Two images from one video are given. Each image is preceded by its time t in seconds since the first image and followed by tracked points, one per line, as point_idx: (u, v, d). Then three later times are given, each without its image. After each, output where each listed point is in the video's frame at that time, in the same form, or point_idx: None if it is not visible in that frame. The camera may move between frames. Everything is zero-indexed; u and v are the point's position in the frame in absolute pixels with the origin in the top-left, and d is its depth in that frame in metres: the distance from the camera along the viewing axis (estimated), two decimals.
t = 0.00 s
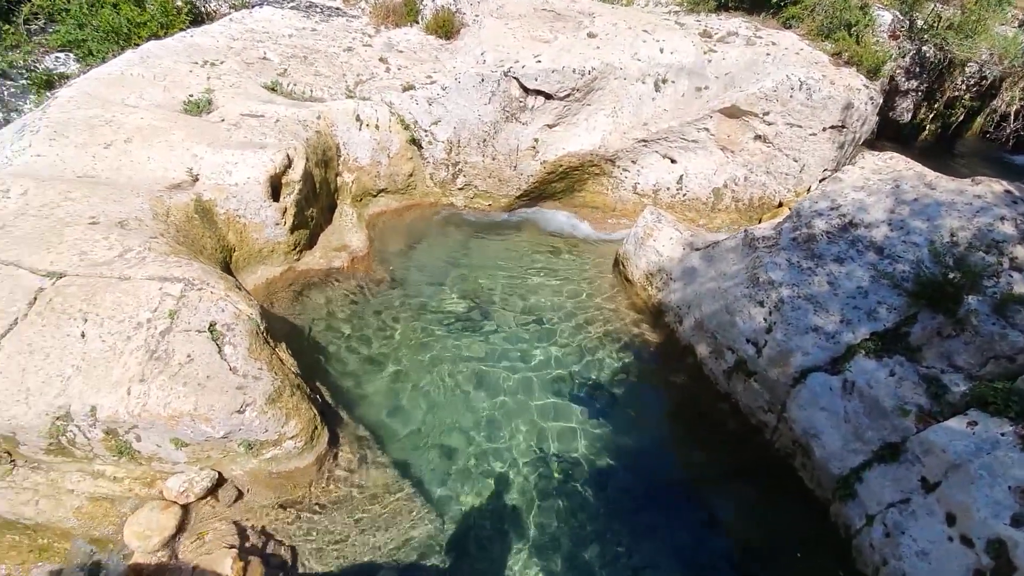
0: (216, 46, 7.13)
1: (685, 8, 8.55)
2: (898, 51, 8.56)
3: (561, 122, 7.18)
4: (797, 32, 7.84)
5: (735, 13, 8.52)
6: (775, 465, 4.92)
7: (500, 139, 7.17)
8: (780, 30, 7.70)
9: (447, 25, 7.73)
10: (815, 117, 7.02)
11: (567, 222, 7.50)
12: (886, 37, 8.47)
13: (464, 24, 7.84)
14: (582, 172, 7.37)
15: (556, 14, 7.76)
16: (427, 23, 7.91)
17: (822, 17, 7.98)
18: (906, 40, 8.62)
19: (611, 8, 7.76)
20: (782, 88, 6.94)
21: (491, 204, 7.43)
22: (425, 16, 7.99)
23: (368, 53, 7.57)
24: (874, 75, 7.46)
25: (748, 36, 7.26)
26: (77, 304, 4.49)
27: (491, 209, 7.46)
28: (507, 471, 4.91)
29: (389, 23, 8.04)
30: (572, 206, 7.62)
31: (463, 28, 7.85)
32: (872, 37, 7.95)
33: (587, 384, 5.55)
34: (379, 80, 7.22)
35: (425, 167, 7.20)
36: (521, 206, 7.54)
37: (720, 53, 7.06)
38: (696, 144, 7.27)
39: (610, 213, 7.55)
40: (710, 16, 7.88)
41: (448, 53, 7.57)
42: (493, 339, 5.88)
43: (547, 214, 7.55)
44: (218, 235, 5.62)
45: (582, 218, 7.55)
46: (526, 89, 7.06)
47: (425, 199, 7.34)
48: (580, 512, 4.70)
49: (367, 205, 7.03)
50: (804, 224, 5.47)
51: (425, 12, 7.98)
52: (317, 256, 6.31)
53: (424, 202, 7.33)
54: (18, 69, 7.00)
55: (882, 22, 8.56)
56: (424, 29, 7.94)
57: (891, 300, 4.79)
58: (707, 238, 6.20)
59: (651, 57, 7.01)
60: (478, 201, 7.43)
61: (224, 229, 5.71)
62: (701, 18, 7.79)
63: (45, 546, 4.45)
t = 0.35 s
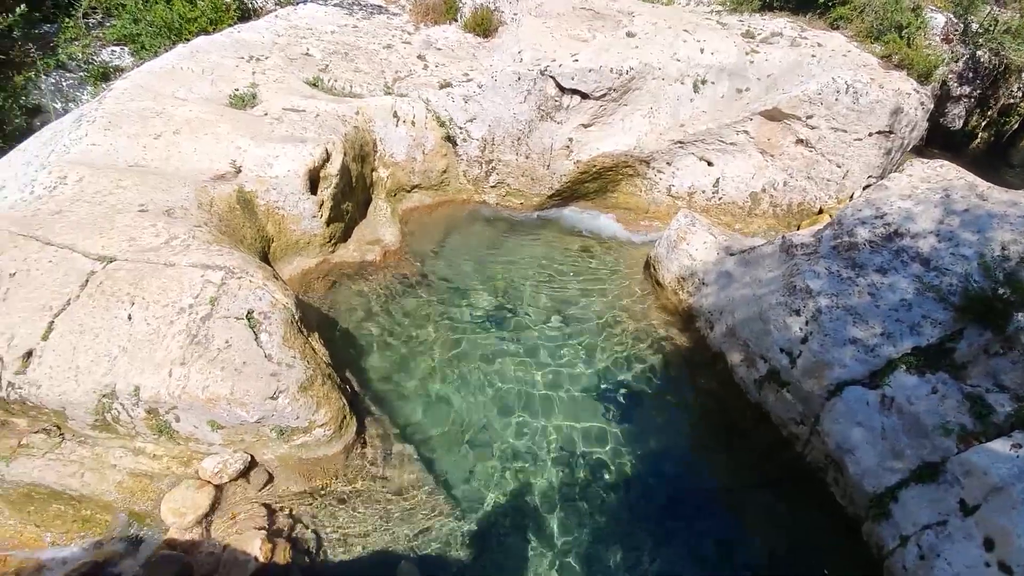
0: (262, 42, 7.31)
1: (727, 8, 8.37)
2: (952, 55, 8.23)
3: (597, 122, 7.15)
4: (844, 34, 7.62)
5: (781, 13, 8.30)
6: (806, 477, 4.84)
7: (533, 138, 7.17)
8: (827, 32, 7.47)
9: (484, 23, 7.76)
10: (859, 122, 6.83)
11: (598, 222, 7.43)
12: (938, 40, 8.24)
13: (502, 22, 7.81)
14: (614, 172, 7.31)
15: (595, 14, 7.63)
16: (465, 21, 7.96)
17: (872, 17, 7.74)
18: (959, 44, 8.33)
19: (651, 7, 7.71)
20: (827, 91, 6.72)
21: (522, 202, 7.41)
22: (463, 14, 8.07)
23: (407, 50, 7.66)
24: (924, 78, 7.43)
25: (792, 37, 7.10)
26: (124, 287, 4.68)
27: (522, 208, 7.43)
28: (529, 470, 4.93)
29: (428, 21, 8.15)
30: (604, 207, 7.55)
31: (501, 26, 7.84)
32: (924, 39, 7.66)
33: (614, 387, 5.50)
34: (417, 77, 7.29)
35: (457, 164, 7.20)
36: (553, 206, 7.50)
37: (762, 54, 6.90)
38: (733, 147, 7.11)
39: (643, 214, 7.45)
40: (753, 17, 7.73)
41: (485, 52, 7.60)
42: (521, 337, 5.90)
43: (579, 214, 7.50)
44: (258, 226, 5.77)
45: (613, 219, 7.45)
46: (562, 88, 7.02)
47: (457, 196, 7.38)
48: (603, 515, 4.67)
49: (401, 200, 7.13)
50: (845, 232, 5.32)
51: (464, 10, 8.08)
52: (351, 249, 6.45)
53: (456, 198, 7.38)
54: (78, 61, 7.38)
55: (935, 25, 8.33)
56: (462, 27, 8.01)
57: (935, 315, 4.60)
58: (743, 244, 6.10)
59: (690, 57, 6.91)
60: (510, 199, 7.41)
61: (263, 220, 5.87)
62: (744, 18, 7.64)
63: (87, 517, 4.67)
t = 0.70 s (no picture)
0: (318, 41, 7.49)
1: (784, 10, 7.83)
2: None
3: (642, 126, 7.04)
4: (908, 40, 7.27)
5: (839, 17, 7.76)
6: (850, 500, 4.63)
7: (577, 141, 7.10)
8: (890, 37, 7.15)
9: (534, 25, 7.71)
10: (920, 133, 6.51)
11: (640, 226, 7.32)
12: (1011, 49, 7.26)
13: (551, 23, 7.73)
14: (659, 177, 7.21)
15: (645, 15, 7.61)
16: (515, 23, 7.88)
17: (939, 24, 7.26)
18: None
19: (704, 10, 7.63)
20: (890, 99, 6.46)
21: (563, 203, 7.37)
22: (512, 15, 7.98)
23: (455, 50, 7.72)
24: (993, 92, 6.95)
25: (853, 42, 6.82)
26: (181, 273, 4.91)
27: (563, 209, 7.40)
28: (559, 474, 4.92)
29: (478, 22, 8.19)
30: (647, 212, 7.43)
31: (550, 28, 7.74)
32: (996, 48, 7.12)
33: (649, 396, 5.41)
34: (464, 77, 7.36)
35: (501, 164, 7.21)
36: (594, 208, 7.43)
37: (820, 59, 6.64)
38: (784, 154, 6.90)
39: (686, 221, 7.33)
40: (812, 20, 7.46)
41: (533, 52, 7.59)
42: (557, 339, 5.88)
43: (620, 218, 7.40)
44: (306, 219, 5.95)
45: (656, 224, 7.34)
46: (608, 90, 6.95)
47: (499, 196, 7.39)
48: (632, 526, 4.60)
49: (443, 198, 7.17)
50: (903, 247, 5.06)
51: (512, 11, 7.99)
52: (393, 244, 6.56)
53: (498, 198, 7.39)
54: (147, 55, 7.84)
55: (1008, 32, 7.32)
56: (511, 29, 7.94)
57: (997, 339, 4.34)
58: (790, 255, 5.89)
59: (743, 62, 6.71)
60: (551, 200, 7.38)
61: (311, 213, 6.05)
62: (802, 21, 7.40)
63: (138, 488, 4.95)
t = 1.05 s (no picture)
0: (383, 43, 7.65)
1: (861, 17, 7.81)
2: None
3: (701, 133, 6.89)
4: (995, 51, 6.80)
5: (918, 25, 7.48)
6: (903, 539, 4.39)
7: (632, 147, 7.02)
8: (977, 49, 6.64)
9: (593, 28, 7.81)
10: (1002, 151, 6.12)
11: (691, 236, 7.16)
12: None
13: (612, 27, 7.87)
14: (714, 186, 7.05)
15: (710, 20, 7.34)
16: (575, 26, 7.97)
17: None
18: None
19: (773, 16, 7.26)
20: (970, 116, 6.06)
21: (614, 210, 7.31)
22: (574, 18, 8.05)
23: (514, 54, 7.77)
24: None
25: (934, 53, 6.41)
26: (243, 261, 5.13)
27: (613, 216, 7.34)
28: (595, 484, 4.86)
29: (538, 25, 8.20)
30: (701, 223, 7.26)
31: (610, 32, 7.87)
32: None
33: (694, 412, 5.26)
34: (522, 80, 7.43)
35: (554, 169, 7.24)
36: (645, 216, 7.32)
37: (897, 69, 6.25)
38: (853, 167, 6.64)
39: (742, 232, 7.14)
40: (889, 28, 7.09)
41: (592, 57, 7.60)
42: (599, 348, 5.81)
43: (671, 227, 7.25)
44: (363, 215, 6.14)
45: (709, 235, 7.17)
46: (668, 97, 6.80)
47: (550, 199, 7.38)
48: (666, 543, 4.51)
49: (494, 199, 7.21)
50: (980, 272, 4.76)
51: (574, 15, 8.04)
52: (443, 243, 6.64)
53: (548, 201, 7.37)
54: (225, 54, 8.30)
55: None
56: (572, 32, 8.01)
57: None
58: (854, 275, 5.60)
59: (813, 70, 6.43)
60: (601, 206, 7.34)
61: (367, 209, 6.22)
62: (878, 29, 7.03)
63: (193, 462, 5.21)
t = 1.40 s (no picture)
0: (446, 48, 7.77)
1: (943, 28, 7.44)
2: None
3: (763, 145, 6.73)
4: None
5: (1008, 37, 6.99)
6: None
7: (688, 157, 6.94)
8: None
9: (655, 35, 7.61)
10: None
11: (747, 250, 7.01)
12: None
13: (674, 34, 7.66)
14: (775, 201, 6.92)
15: (779, 28, 7.22)
16: (636, 33, 7.83)
17: None
18: None
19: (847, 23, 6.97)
20: None
21: (666, 220, 7.24)
22: (635, 26, 7.99)
23: (573, 60, 7.74)
24: None
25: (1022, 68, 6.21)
26: (302, 254, 5.33)
27: (665, 227, 7.27)
28: (633, 499, 4.75)
29: (599, 32, 8.15)
30: (757, 237, 7.13)
31: (672, 39, 7.66)
32: None
33: (743, 434, 5.08)
34: (580, 87, 7.38)
35: (607, 176, 7.15)
36: (699, 228, 7.23)
37: (981, 84, 6.09)
38: (928, 186, 6.39)
39: (801, 249, 6.96)
40: (972, 39, 6.71)
41: (651, 64, 7.43)
42: (644, 360, 5.70)
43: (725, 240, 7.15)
44: (416, 215, 6.26)
45: (766, 250, 7.01)
46: (729, 107, 6.65)
47: (601, 208, 7.32)
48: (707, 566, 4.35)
49: (544, 204, 7.18)
50: None
51: (636, 22, 7.99)
52: (492, 247, 6.68)
53: (599, 209, 7.32)
54: (297, 56, 8.68)
55: None
56: (632, 39, 7.89)
57: None
58: (922, 300, 5.29)
59: (887, 82, 6.25)
60: (654, 216, 7.27)
61: (420, 209, 6.33)
62: (960, 40, 6.65)
63: (245, 444, 5.41)
